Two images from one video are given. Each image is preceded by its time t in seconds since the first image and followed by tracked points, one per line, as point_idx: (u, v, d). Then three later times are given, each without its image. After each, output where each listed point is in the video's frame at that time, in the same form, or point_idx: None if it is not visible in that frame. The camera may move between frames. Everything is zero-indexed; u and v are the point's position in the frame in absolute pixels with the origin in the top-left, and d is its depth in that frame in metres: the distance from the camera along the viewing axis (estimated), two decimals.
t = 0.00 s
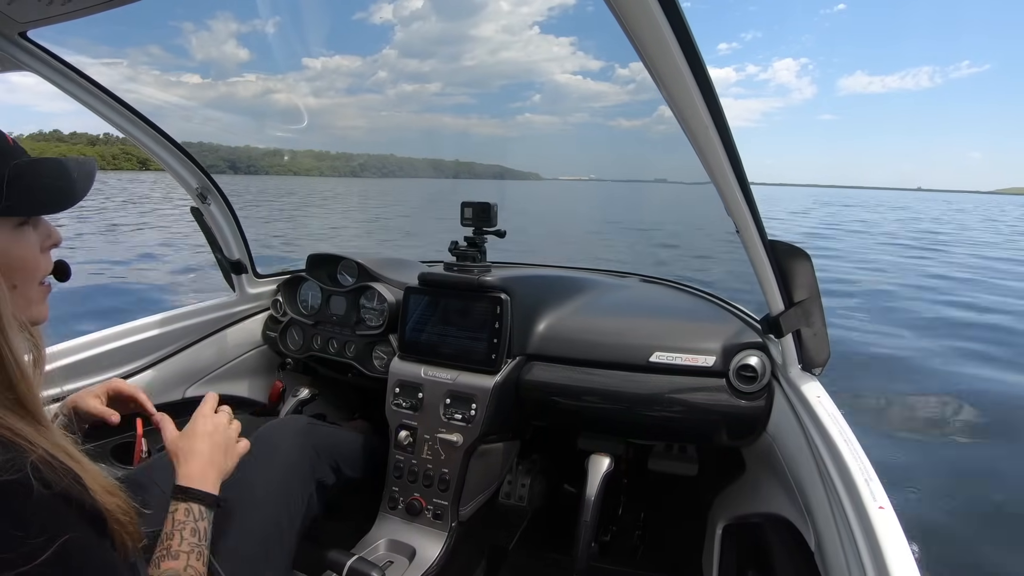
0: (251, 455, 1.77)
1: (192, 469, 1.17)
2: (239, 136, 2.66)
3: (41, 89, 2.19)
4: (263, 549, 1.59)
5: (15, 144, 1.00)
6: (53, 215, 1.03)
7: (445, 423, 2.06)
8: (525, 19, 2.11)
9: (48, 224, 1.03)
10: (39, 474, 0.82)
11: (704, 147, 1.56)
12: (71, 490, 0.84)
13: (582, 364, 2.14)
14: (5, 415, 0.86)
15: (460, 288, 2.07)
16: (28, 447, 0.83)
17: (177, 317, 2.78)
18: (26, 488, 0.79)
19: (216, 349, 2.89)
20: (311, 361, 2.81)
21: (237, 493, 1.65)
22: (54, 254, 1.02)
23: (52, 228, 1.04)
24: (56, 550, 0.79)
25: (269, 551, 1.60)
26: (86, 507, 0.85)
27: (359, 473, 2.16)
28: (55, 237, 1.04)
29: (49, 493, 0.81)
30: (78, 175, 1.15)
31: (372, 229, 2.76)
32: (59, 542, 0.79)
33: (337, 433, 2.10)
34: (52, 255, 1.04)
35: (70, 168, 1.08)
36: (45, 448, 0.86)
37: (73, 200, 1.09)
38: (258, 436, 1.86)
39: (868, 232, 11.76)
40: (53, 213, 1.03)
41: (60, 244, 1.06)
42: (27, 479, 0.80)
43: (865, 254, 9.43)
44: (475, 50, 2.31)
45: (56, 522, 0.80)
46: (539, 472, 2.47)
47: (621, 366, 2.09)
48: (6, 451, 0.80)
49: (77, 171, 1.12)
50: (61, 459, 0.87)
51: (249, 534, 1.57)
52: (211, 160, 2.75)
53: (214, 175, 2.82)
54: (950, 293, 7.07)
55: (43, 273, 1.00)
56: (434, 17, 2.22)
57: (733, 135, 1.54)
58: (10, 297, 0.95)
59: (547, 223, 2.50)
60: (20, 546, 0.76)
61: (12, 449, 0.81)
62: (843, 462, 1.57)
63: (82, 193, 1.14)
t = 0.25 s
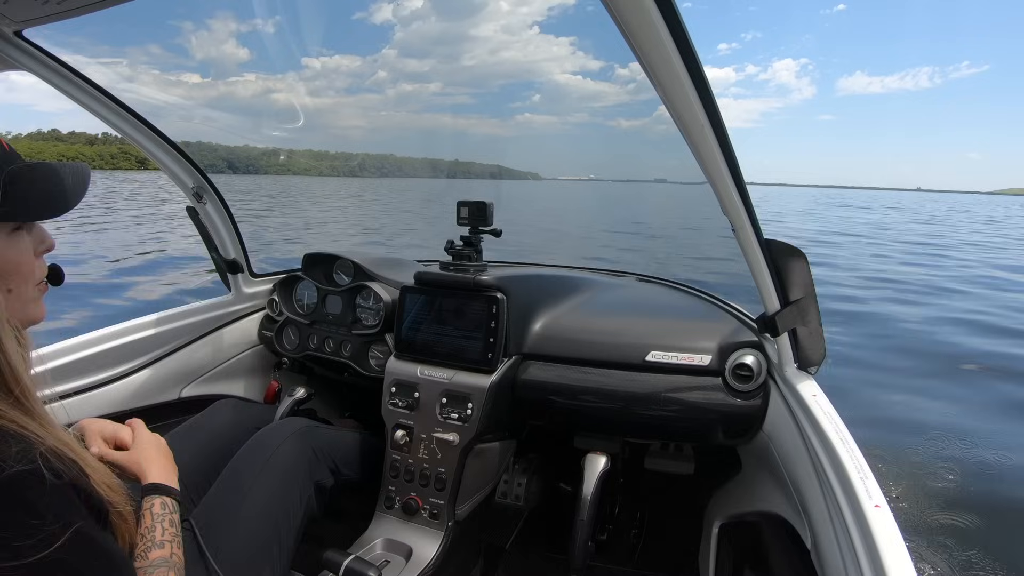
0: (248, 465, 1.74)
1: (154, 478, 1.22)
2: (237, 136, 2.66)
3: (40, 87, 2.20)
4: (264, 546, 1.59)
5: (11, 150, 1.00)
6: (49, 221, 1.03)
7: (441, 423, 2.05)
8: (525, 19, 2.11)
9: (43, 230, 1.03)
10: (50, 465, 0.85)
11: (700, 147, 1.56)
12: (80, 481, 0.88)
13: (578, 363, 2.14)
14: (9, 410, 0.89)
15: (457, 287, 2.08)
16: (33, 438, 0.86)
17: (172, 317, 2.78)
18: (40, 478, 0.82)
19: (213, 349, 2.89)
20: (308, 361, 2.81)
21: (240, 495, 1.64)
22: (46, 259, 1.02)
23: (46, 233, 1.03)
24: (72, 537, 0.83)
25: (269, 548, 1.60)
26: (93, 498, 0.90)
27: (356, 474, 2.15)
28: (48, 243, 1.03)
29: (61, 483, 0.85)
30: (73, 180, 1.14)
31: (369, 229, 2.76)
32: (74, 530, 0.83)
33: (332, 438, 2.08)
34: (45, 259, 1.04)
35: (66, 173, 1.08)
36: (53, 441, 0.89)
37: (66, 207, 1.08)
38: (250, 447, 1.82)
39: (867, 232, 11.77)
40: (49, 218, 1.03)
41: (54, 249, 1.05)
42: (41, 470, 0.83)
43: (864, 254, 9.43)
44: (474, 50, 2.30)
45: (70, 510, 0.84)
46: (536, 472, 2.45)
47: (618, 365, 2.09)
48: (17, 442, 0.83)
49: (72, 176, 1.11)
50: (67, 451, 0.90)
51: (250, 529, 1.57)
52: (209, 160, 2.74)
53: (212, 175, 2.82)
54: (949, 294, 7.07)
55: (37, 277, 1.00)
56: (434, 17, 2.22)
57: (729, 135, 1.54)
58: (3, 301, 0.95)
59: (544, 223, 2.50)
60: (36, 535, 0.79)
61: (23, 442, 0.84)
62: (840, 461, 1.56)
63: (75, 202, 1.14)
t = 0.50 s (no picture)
0: (255, 474, 1.75)
1: (156, 479, 1.22)
2: (236, 136, 2.66)
3: (41, 87, 2.20)
4: (266, 558, 1.59)
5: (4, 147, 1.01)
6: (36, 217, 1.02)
7: (438, 423, 2.06)
8: (525, 19, 2.11)
9: (33, 227, 1.02)
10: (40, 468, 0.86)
11: (699, 148, 1.56)
12: (70, 484, 0.88)
13: (575, 363, 2.14)
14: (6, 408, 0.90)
15: (454, 287, 2.08)
16: (26, 442, 0.86)
17: (171, 317, 2.78)
18: (28, 482, 0.83)
19: (211, 349, 2.89)
20: (305, 361, 2.81)
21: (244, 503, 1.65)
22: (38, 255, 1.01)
23: (36, 231, 1.03)
24: (59, 543, 0.83)
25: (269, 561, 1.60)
26: (84, 502, 0.89)
27: (354, 476, 2.15)
28: (38, 239, 1.03)
29: (50, 487, 0.85)
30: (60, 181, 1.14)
31: (367, 229, 2.76)
32: (62, 534, 0.83)
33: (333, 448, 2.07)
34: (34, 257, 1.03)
35: (51, 175, 1.07)
36: (45, 443, 0.90)
37: (50, 207, 1.07)
38: (252, 462, 1.81)
39: (866, 232, 11.77)
40: (34, 213, 1.02)
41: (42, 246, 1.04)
42: (29, 473, 0.83)
43: (864, 254, 9.43)
44: (475, 50, 2.31)
45: (59, 516, 0.84)
46: (533, 472, 2.46)
47: (614, 365, 2.09)
48: (8, 446, 0.84)
49: (60, 177, 1.12)
50: (58, 454, 0.91)
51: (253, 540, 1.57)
52: (208, 160, 2.74)
53: (211, 175, 2.81)
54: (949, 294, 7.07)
55: (29, 275, 0.99)
56: (435, 17, 2.22)
57: (727, 136, 1.54)
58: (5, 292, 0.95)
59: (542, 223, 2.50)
60: (23, 539, 0.80)
61: (15, 443, 0.85)
62: (836, 461, 1.57)
63: (60, 207, 1.12)
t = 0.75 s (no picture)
0: (262, 480, 1.78)
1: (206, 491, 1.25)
2: (236, 135, 2.66)
3: (41, 87, 2.20)
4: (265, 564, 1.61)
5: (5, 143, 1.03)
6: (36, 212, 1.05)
7: (437, 423, 2.05)
8: (527, 19, 2.11)
9: (32, 221, 1.05)
10: (35, 462, 0.85)
11: (698, 149, 1.56)
12: (65, 480, 0.88)
13: (574, 363, 2.14)
14: (8, 399, 0.89)
15: (453, 287, 2.07)
16: (22, 436, 0.86)
17: (171, 316, 2.79)
18: (22, 476, 0.83)
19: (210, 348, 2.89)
20: (304, 360, 2.81)
21: (250, 509, 1.67)
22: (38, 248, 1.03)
23: (35, 225, 1.05)
24: (51, 539, 0.83)
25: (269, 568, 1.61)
26: (80, 498, 0.89)
27: (353, 475, 2.15)
28: (36, 233, 1.04)
29: (45, 482, 0.85)
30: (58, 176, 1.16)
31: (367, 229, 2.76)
32: (54, 531, 0.83)
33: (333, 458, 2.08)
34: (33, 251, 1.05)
35: (46, 171, 1.08)
36: (42, 436, 0.89)
37: (44, 203, 1.09)
38: (257, 472, 1.81)
39: (867, 232, 11.76)
40: (31, 205, 1.03)
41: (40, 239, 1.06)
42: (24, 468, 0.83)
43: (865, 254, 9.42)
44: (476, 50, 2.32)
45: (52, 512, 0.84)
46: (531, 472, 2.46)
47: (613, 365, 2.09)
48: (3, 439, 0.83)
49: (59, 173, 1.13)
50: (56, 448, 0.90)
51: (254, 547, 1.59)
52: (208, 160, 2.74)
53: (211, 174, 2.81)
54: (949, 294, 7.07)
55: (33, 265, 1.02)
56: (436, 17, 2.22)
57: (726, 136, 1.54)
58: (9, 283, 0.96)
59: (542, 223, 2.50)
60: (16, 534, 0.80)
61: (11, 436, 0.84)
62: (835, 461, 1.57)
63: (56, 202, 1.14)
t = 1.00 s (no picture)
0: (264, 483, 1.80)
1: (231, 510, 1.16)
2: (238, 134, 2.66)
3: (43, 86, 2.22)
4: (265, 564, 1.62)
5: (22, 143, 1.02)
6: (49, 213, 1.02)
7: (437, 422, 2.06)
8: (527, 19, 2.11)
9: (46, 223, 1.03)
10: (28, 464, 0.86)
11: (700, 149, 1.56)
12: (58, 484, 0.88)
13: (575, 363, 2.14)
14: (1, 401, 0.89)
15: (453, 286, 2.08)
16: (18, 439, 0.87)
17: (172, 314, 2.79)
18: (14, 477, 0.83)
19: (211, 346, 2.89)
20: (305, 359, 2.81)
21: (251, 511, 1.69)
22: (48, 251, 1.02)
23: (49, 229, 1.03)
24: (40, 542, 0.81)
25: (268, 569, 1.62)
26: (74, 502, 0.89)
27: (353, 475, 2.15)
28: (50, 235, 1.03)
29: (37, 485, 0.85)
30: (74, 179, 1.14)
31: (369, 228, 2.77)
32: (43, 535, 0.81)
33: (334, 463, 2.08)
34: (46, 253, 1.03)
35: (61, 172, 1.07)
36: (35, 437, 0.90)
37: (58, 205, 1.06)
38: (256, 477, 1.83)
39: (869, 232, 11.76)
40: (47, 209, 1.02)
41: (54, 242, 1.04)
42: (17, 469, 0.83)
43: (867, 254, 9.42)
44: (477, 50, 2.33)
45: (44, 516, 0.83)
46: (531, 471, 2.46)
47: (614, 365, 2.09)
48: None
49: (73, 175, 1.12)
50: (50, 452, 0.91)
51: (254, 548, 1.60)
52: (208, 160, 2.74)
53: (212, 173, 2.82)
54: (951, 294, 7.06)
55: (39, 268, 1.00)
56: (437, 17, 2.22)
57: (727, 135, 1.53)
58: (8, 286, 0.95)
59: (543, 223, 2.50)
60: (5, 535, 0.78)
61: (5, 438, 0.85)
62: (834, 463, 1.57)
63: (71, 203, 1.12)
